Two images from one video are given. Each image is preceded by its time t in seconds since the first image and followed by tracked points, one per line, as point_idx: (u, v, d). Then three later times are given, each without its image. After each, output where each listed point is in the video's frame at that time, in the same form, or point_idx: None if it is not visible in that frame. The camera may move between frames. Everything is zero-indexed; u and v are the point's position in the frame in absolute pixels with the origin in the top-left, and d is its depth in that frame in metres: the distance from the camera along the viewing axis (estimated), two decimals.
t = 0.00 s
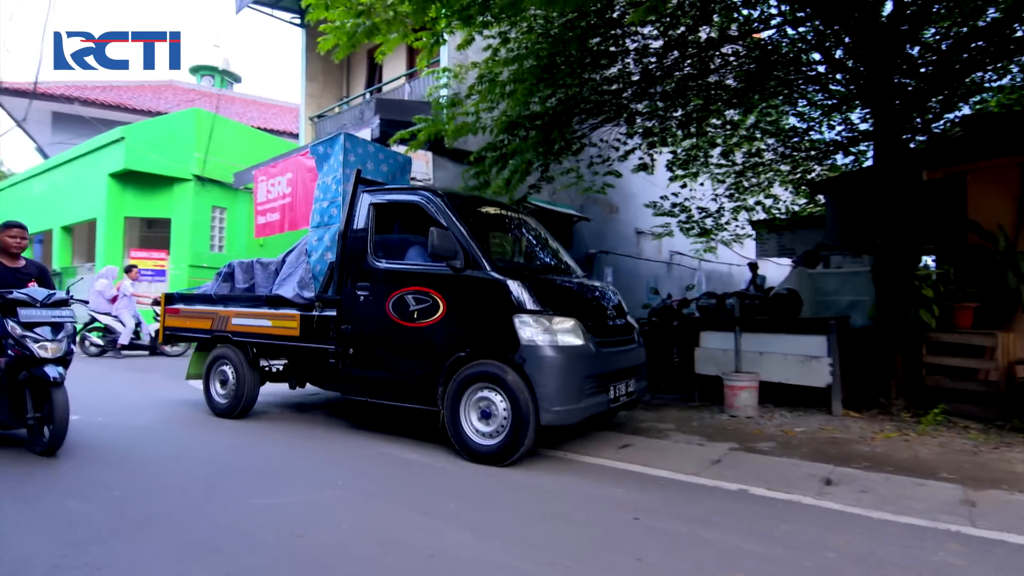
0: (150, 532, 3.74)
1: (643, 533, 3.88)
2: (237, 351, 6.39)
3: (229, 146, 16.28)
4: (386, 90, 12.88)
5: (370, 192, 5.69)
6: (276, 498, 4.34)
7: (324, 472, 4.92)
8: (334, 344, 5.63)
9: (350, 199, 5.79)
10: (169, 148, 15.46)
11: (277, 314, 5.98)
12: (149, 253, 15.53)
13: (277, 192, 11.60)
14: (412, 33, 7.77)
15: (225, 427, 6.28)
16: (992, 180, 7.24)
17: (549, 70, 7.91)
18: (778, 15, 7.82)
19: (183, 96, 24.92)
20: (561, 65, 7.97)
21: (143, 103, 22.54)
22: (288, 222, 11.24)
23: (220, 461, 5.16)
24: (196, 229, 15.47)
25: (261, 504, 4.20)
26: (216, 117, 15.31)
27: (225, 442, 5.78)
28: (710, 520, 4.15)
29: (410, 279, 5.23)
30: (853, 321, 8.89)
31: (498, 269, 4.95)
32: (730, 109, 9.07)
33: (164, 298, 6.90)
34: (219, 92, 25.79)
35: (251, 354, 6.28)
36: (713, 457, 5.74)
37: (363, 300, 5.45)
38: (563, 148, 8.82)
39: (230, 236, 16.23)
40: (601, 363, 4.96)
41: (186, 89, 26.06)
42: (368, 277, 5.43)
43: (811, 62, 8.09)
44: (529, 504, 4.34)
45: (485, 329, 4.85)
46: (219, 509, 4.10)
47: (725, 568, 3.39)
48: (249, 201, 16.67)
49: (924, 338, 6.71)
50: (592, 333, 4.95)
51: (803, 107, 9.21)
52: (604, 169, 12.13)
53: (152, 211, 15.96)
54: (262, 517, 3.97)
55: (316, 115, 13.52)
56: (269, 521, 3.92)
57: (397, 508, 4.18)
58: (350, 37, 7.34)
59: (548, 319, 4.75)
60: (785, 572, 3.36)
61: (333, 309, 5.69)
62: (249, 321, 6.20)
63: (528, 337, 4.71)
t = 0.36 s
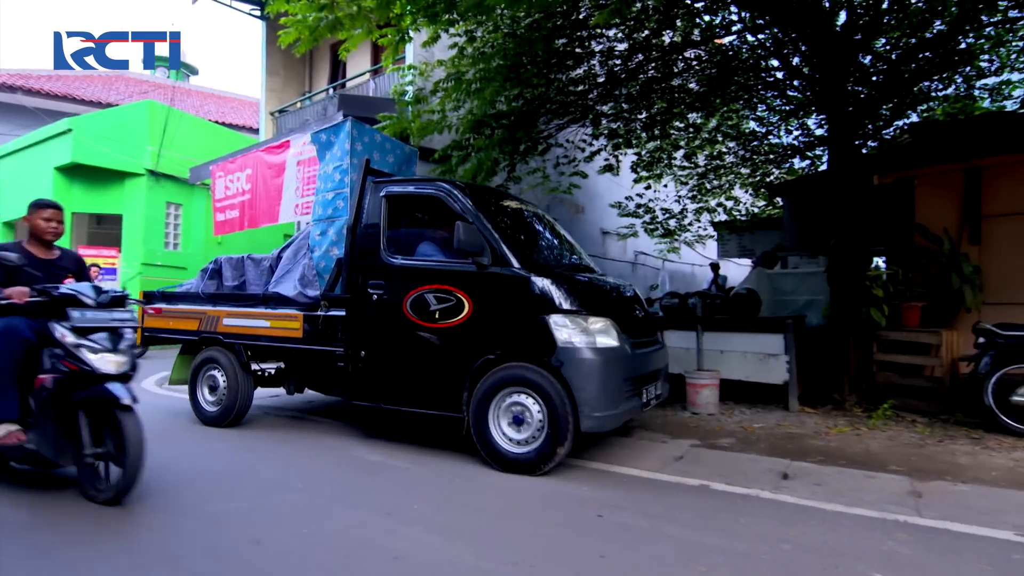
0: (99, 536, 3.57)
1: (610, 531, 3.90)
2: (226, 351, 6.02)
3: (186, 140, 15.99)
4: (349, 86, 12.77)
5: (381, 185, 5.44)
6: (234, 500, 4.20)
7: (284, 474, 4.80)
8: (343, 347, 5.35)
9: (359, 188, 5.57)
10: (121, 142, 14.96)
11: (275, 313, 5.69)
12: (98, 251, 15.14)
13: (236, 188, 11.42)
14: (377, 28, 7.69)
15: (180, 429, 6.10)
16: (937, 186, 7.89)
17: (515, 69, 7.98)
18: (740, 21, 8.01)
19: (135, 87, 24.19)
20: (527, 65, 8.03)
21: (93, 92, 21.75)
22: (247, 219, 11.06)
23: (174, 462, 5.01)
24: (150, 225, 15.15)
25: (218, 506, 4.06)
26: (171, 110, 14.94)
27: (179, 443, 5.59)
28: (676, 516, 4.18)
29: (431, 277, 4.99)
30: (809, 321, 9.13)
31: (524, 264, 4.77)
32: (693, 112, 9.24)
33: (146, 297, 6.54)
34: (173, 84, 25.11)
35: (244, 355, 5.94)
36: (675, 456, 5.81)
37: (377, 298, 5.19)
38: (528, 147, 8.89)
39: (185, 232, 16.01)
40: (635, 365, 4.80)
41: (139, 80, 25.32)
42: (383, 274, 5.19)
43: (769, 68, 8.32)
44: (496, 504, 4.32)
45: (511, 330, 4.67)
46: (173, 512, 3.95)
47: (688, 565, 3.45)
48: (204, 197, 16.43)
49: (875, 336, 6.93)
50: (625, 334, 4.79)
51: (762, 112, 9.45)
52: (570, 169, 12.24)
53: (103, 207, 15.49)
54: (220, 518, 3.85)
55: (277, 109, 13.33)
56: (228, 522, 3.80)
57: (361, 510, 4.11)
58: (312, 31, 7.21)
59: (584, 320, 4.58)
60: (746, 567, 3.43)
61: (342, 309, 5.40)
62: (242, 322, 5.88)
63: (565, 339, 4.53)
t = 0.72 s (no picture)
0: (59, 543, 3.49)
1: (581, 527, 3.95)
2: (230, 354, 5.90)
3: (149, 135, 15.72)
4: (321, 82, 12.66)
5: (404, 178, 5.28)
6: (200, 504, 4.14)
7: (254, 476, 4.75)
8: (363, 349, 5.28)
9: (379, 179, 5.50)
10: (81, 135, 14.67)
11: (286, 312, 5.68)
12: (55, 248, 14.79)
13: (202, 184, 11.25)
14: (349, 24, 7.53)
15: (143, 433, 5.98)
16: (899, 189, 8.06)
17: (488, 68, 8.05)
18: (711, 25, 8.16)
19: (97, 80, 23.63)
20: (500, 65, 8.08)
21: (49, 84, 21.02)
22: (215, 216, 10.94)
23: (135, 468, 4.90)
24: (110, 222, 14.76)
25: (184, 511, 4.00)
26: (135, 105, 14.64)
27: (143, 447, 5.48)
28: (646, 512, 4.25)
29: (461, 274, 4.85)
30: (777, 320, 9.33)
31: (563, 263, 4.66)
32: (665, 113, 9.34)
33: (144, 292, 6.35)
34: (136, 77, 24.59)
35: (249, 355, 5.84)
36: (645, 453, 5.89)
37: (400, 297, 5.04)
38: (502, 146, 8.93)
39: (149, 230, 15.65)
40: (678, 366, 4.75)
41: (101, 73, 24.74)
42: (407, 271, 5.04)
43: (739, 71, 8.44)
44: (469, 502, 4.34)
45: (545, 330, 4.59)
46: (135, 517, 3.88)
47: (658, 561, 3.50)
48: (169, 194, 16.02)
49: (839, 335, 7.12)
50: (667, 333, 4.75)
51: (732, 114, 9.61)
52: (541, 168, 12.31)
53: (62, 203, 15.09)
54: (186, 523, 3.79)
55: (246, 105, 13.17)
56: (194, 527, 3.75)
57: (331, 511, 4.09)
58: (281, 25, 7.13)
59: (628, 319, 4.54)
60: (714, 562, 3.50)
61: (362, 308, 5.36)
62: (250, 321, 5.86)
63: (612, 341, 4.47)
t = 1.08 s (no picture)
0: (22, 554, 3.41)
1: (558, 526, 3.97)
2: (244, 357, 5.47)
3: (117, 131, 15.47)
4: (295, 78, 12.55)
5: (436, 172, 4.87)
6: (169, 511, 4.07)
7: (225, 481, 4.69)
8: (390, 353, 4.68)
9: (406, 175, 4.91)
10: (46, 130, 14.35)
11: (306, 314, 5.09)
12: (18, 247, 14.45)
13: (173, 181, 11.09)
14: (325, 21, 7.47)
15: (110, 439, 5.86)
16: (867, 193, 8.24)
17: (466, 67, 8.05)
18: (687, 28, 8.27)
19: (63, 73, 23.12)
20: (477, 64, 8.11)
21: (13, 77, 20.53)
22: (185, 214, 10.83)
23: (100, 475, 4.77)
24: (77, 219, 14.41)
25: (151, 518, 3.93)
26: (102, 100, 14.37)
27: (109, 453, 5.37)
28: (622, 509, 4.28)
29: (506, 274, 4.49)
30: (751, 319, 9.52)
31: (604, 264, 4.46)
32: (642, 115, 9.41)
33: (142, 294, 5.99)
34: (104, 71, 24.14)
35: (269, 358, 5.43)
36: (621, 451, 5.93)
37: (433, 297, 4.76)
38: (480, 146, 8.96)
39: (118, 228, 15.49)
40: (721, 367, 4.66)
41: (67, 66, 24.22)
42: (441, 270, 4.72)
43: (715, 74, 8.55)
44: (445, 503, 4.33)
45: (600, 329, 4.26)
46: (101, 526, 3.80)
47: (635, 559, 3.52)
48: (137, 190, 15.87)
49: (809, 334, 7.26)
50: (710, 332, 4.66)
51: (708, 117, 9.80)
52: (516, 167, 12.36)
53: (25, 200, 14.69)
54: (154, 531, 3.73)
55: (219, 101, 13.01)
56: (162, 534, 3.69)
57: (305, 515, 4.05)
58: (255, 20, 7.06)
59: (677, 319, 4.41)
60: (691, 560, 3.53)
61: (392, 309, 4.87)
62: (262, 323, 5.29)
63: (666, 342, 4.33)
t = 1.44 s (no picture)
0: None
1: (536, 527, 3.99)
2: (262, 361, 5.41)
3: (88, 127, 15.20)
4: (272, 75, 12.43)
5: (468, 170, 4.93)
6: (140, 516, 4.02)
7: (197, 485, 4.64)
8: (427, 352, 4.80)
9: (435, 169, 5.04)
10: (13, 125, 14.06)
11: (330, 315, 5.08)
12: None
13: (145, 178, 10.93)
14: (302, 18, 7.41)
15: (79, 443, 5.77)
16: (838, 196, 8.46)
17: (444, 66, 8.10)
18: (666, 30, 8.38)
19: (29, 66, 22.63)
20: (456, 63, 8.16)
21: None
22: (157, 212, 10.67)
23: (69, 480, 4.69)
24: (44, 217, 14.13)
25: (121, 524, 3.88)
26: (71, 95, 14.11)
27: (77, 458, 5.29)
28: (598, 508, 4.32)
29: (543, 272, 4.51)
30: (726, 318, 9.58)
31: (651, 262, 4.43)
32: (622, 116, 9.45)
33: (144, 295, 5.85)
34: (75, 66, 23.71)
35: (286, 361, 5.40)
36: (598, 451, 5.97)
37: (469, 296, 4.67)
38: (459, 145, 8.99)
39: (88, 225, 15.22)
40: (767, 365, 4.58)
41: (35, 59, 23.73)
42: (478, 268, 4.67)
43: (693, 77, 8.64)
44: (422, 505, 4.32)
45: (634, 324, 4.33)
46: (70, 533, 3.75)
47: (612, 558, 3.55)
48: (108, 188, 15.62)
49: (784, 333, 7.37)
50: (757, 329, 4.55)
51: (686, 118, 9.92)
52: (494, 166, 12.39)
53: None
54: (123, 537, 3.68)
55: (193, 97, 12.85)
56: (133, 540, 3.64)
57: (280, 518, 4.02)
58: (230, 16, 6.91)
59: (724, 316, 4.31)
60: (667, 558, 3.57)
61: (423, 308, 4.85)
62: (284, 323, 5.27)
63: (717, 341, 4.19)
